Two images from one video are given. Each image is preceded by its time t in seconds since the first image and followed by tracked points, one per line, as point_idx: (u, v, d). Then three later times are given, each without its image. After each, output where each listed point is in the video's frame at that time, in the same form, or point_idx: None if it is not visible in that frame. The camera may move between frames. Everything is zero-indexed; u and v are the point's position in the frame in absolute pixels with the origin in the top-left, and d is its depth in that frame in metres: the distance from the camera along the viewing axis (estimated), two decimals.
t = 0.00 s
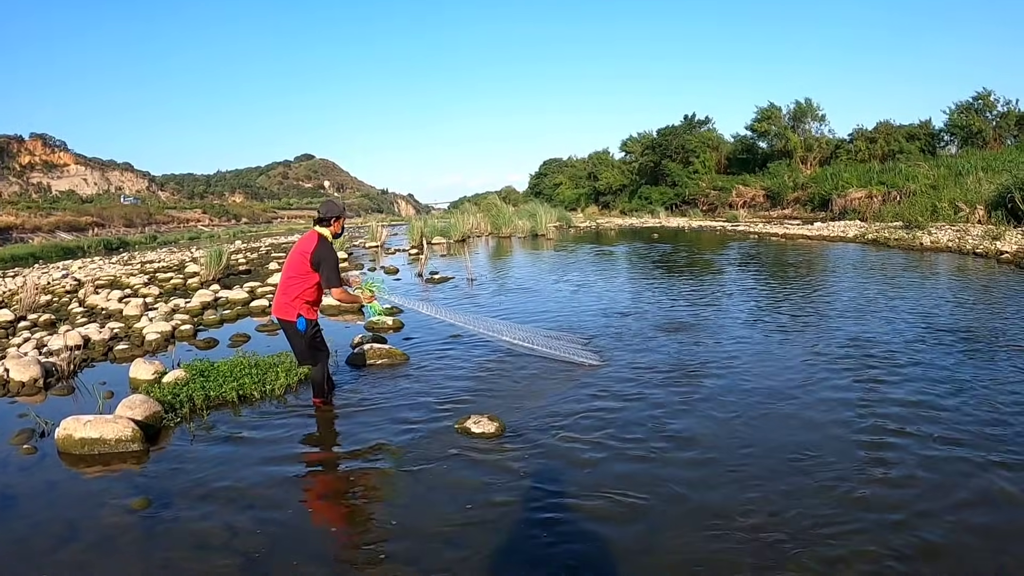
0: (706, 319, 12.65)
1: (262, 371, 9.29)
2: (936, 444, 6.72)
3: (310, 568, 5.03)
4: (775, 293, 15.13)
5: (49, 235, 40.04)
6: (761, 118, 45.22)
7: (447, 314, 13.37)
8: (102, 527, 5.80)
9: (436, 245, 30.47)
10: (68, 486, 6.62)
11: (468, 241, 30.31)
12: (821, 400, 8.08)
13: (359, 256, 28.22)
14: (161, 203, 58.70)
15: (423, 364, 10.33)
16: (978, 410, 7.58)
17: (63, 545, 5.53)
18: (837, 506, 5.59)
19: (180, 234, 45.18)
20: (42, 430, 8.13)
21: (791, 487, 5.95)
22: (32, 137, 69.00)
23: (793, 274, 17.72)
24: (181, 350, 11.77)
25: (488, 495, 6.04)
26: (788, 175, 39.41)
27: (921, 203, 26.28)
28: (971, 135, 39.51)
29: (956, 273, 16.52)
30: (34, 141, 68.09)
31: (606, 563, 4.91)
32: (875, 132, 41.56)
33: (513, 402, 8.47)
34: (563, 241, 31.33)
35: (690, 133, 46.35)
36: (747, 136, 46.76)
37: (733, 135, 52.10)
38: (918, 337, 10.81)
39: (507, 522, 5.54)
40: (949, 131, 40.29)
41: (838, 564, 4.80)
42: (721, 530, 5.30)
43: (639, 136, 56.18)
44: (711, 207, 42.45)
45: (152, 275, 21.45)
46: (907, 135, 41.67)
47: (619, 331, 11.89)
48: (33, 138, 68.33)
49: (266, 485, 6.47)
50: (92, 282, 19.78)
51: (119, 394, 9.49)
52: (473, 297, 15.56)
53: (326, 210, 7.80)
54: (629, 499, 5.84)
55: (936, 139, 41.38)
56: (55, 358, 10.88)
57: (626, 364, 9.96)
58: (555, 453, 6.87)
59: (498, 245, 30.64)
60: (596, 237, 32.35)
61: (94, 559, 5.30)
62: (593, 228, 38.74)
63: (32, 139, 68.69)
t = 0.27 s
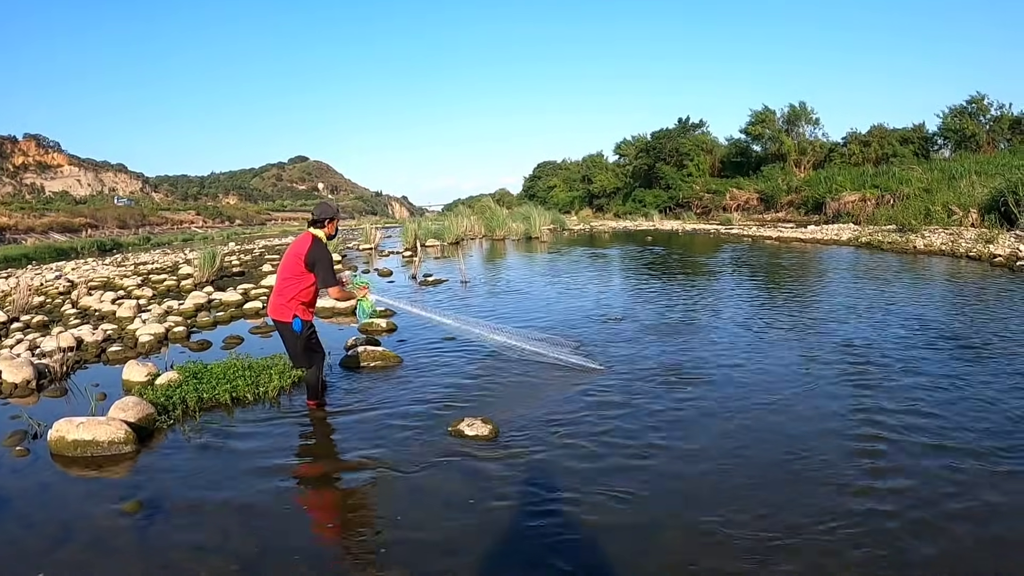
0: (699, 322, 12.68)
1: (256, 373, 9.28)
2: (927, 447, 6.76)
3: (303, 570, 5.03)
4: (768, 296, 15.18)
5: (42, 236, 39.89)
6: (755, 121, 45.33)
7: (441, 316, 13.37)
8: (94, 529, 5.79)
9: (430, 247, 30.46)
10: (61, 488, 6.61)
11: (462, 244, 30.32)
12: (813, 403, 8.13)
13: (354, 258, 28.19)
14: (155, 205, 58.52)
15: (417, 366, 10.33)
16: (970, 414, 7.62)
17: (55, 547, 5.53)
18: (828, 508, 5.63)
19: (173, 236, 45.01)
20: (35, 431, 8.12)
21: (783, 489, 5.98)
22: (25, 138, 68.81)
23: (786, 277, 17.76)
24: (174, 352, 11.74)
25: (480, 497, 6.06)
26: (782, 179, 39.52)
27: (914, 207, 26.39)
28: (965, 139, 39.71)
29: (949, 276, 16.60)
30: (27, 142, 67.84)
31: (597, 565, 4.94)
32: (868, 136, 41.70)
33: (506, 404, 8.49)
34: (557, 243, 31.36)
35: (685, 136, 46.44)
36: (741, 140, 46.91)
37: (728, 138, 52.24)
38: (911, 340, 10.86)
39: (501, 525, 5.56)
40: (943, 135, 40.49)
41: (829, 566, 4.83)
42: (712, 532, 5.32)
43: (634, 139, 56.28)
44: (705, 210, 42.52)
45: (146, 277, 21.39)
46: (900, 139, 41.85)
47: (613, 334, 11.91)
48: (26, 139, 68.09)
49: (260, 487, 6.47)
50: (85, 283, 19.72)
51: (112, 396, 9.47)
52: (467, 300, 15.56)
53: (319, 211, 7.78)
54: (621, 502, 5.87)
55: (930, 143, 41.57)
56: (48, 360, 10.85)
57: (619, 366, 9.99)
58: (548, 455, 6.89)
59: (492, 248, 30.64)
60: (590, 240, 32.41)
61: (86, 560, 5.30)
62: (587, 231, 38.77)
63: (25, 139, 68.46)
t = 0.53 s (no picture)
0: (702, 322, 12.67)
1: (259, 374, 9.28)
2: (932, 448, 6.75)
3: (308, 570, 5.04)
4: (771, 296, 15.16)
5: (46, 238, 39.99)
6: (758, 121, 45.30)
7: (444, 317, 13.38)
8: (99, 529, 5.80)
9: (433, 248, 30.48)
10: (65, 489, 6.62)
11: (465, 244, 30.33)
12: (817, 403, 8.12)
13: (356, 259, 28.22)
14: (158, 206, 58.65)
15: (421, 367, 10.34)
16: (974, 413, 7.61)
17: (60, 547, 5.54)
18: (832, 508, 5.62)
19: (177, 237, 45.13)
20: (39, 432, 8.13)
21: (787, 490, 5.97)
22: (29, 139, 68.98)
23: (789, 277, 17.74)
24: (177, 352, 11.76)
25: (485, 497, 6.06)
26: (785, 179, 39.49)
27: (917, 206, 26.33)
28: (968, 138, 39.66)
29: (952, 276, 16.57)
30: (31, 143, 67.94)
31: (601, 565, 4.93)
32: (871, 135, 41.64)
33: (510, 405, 8.48)
34: (560, 244, 31.36)
35: (687, 136, 46.41)
36: (744, 140, 46.88)
37: (730, 138, 52.21)
38: (915, 340, 10.84)
39: (506, 525, 5.56)
40: (946, 134, 40.42)
41: (835, 566, 4.82)
42: (716, 533, 5.32)
43: (636, 139, 56.26)
44: (708, 210, 42.48)
45: (149, 278, 21.44)
46: (903, 139, 41.81)
47: (616, 334, 11.90)
48: (30, 140, 68.24)
49: (264, 488, 6.47)
50: (88, 284, 19.77)
51: (116, 396, 9.49)
52: (470, 300, 15.57)
53: (324, 212, 7.81)
54: (625, 502, 5.86)
55: (933, 142, 41.50)
56: (52, 360, 10.87)
57: (622, 366, 9.98)
58: (552, 455, 6.89)
59: (495, 248, 30.63)
60: (593, 240, 32.40)
61: (91, 561, 5.30)
62: (590, 231, 38.79)
63: (29, 141, 68.59)
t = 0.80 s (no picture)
0: (703, 321, 12.66)
1: (260, 372, 9.30)
2: (932, 446, 6.74)
3: (310, 569, 5.04)
4: (772, 295, 15.15)
5: (46, 237, 39.98)
6: (759, 120, 45.27)
7: (445, 316, 13.36)
8: (99, 528, 5.80)
9: (434, 247, 30.48)
10: (66, 487, 6.62)
11: (465, 243, 30.34)
12: (818, 402, 8.11)
13: (357, 258, 28.21)
14: (158, 205, 58.63)
15: (421, 365, 10.34)
16: (975, 412, 7.60)
17: (61, 546, 5.55)
18: (832, 507, 5.62)
19: (177, 236, 45.13)
20: (40, 431, 8.14)
21: (787, 488, 5.97)
22: (29, 138, 68.99)
23: (790, 276, 17.72)
24: (178, 351, 11.76)
25: (485, 496, 6.06)
26: (786, 178, 39.47)
27: (918, 205, 26.30)
28: (968, 138, 39.64)
29: (953, 275, 16.58)
30: (31, 142, 67.89)
31: (601, 564, 4.93)
32: (872, 134, 41.60)
33: (510, 403, 8.48)
34: (560, 243, 31.35)
35: (688, 135, 46.37)
36: (745, 138, 46.85)
37: (731, 137, 52.18)
38: (916, 339, 10.83)
39: (506, 523, 5.56)
40: (947, 133, 40.39)
41: (835, 564, 4.82)
42: (716, 531, 5.31)
43: (637, 138, 56.22)
44: (708, 209, 42.45)
45: (150, 277, 21.43)
46: (904, 137, 41.80)
47: (617, 333, 11.89)
48: (30, 139, 68.22)
49: (265, 487, 6.47)
50: (89, 283, 19.77)
51: (117, 395, 9.49)
52: (470, 299, 15.56)
53: (327, 213, 7.76)
54: (626, 500, 5.86)
55: (934, 141, 41.46)
56: (53, 359, 10.88)
57: (623, 365, 9.98)
58: (552, 454, 6.89)
59: (495, 247, 30.61)
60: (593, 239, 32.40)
61: (91, 560, 5.31)
62: (590, 230, 38.76)
63: (29, 140, 68.57)
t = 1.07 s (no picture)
0: (699, 321, 12.68)
1: (257, 373, 9.30)
2: (927, 446, 6.78)
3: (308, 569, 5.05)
4: (768, 295, 15.18)
5: (42, 237, 39.87)
6: (755, 120, 45.33)
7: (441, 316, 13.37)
8: (97, 529, 5.81)
9: (430, 247, 30.47)
10: (63, 488, 6.63)
11: (462, 243, 30.34)
12: (813, 402, 8.14)
13: (353, 258, 28.19)
14: (154, 205, 58.47)
15: (418, 366, 10.35)
16: (970, 412, 7.64)
17: (59, 547, 5.55)
18: (827, 506, 5.65)
19: (173, 236, 45.06)
20: (36, 432, 8.14)
21: (783, 488, 6.00)
22: (25, 139, 68.82)
23: (786, 276, 17.76)
24: (175, 352, 11.76)
25: (482, 496, 6.08)
26: (782, 178, 39.55)
27: (914, 206, 26.36)
28: (964, 138, 39.75)
29: (948, 275, 16.63)
30: (27, 142, 67.68)
31: (598, 563, 4.95)
32: (868, 135, 41.69)
33: (507, 403, 8.50)
34: (557, 243, 31.34)
35: (684, 135, 46.41)
36: (741, 139, 46.92)
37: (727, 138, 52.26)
38: (911, 339, 10.86)
39: (503, 523, 5.58)
40: (943, 134, 40.50)
41: (831, 564, 4.85)
42: (713, 531, 5.33)
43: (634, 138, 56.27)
44: (705, 209, 42.49)
45: (146, 278, 21.41)
46: (900, 138, 41.91)
47: (613, 334, 11.90)
48: (26, 139, 68.04)
49: (262, 487, 6.48)
50: (85, 284, 19.74)
51: (113, 396, 9.49)
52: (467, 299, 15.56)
53: (324, 216, 7.81)
54: (623, 500, 5.89)
55: (929, 142, 41.57)
56: (49, 360, 10.87)
57: (619, 365, 10.01)
58: (549, 454, 6.91)
59: (492, 247, 30.61)
60: (590, 240, 32.42)
61: (89, 560, 5.31)
62: (587, 231, 38.77)
63: (25, 140, 68.38)
